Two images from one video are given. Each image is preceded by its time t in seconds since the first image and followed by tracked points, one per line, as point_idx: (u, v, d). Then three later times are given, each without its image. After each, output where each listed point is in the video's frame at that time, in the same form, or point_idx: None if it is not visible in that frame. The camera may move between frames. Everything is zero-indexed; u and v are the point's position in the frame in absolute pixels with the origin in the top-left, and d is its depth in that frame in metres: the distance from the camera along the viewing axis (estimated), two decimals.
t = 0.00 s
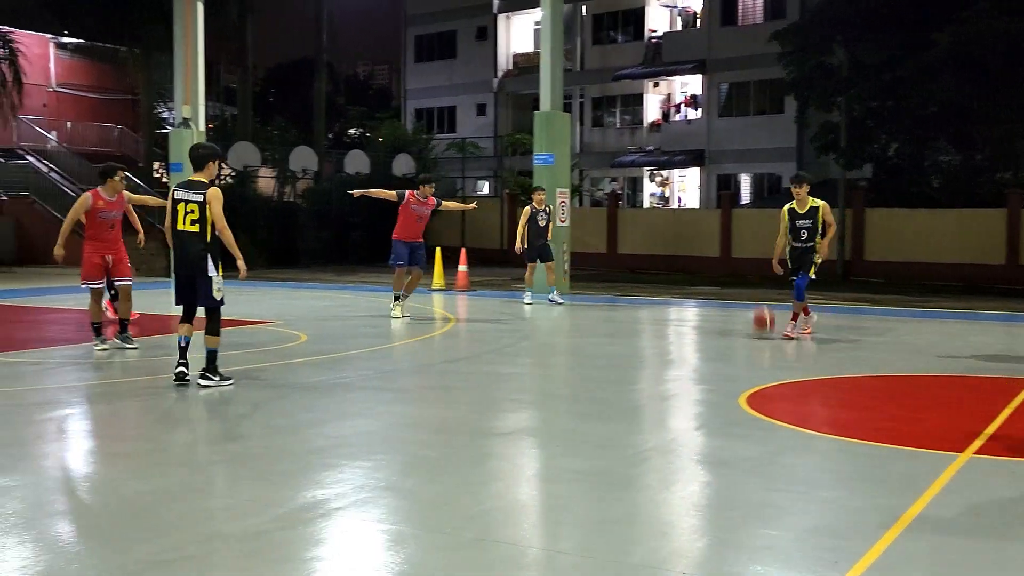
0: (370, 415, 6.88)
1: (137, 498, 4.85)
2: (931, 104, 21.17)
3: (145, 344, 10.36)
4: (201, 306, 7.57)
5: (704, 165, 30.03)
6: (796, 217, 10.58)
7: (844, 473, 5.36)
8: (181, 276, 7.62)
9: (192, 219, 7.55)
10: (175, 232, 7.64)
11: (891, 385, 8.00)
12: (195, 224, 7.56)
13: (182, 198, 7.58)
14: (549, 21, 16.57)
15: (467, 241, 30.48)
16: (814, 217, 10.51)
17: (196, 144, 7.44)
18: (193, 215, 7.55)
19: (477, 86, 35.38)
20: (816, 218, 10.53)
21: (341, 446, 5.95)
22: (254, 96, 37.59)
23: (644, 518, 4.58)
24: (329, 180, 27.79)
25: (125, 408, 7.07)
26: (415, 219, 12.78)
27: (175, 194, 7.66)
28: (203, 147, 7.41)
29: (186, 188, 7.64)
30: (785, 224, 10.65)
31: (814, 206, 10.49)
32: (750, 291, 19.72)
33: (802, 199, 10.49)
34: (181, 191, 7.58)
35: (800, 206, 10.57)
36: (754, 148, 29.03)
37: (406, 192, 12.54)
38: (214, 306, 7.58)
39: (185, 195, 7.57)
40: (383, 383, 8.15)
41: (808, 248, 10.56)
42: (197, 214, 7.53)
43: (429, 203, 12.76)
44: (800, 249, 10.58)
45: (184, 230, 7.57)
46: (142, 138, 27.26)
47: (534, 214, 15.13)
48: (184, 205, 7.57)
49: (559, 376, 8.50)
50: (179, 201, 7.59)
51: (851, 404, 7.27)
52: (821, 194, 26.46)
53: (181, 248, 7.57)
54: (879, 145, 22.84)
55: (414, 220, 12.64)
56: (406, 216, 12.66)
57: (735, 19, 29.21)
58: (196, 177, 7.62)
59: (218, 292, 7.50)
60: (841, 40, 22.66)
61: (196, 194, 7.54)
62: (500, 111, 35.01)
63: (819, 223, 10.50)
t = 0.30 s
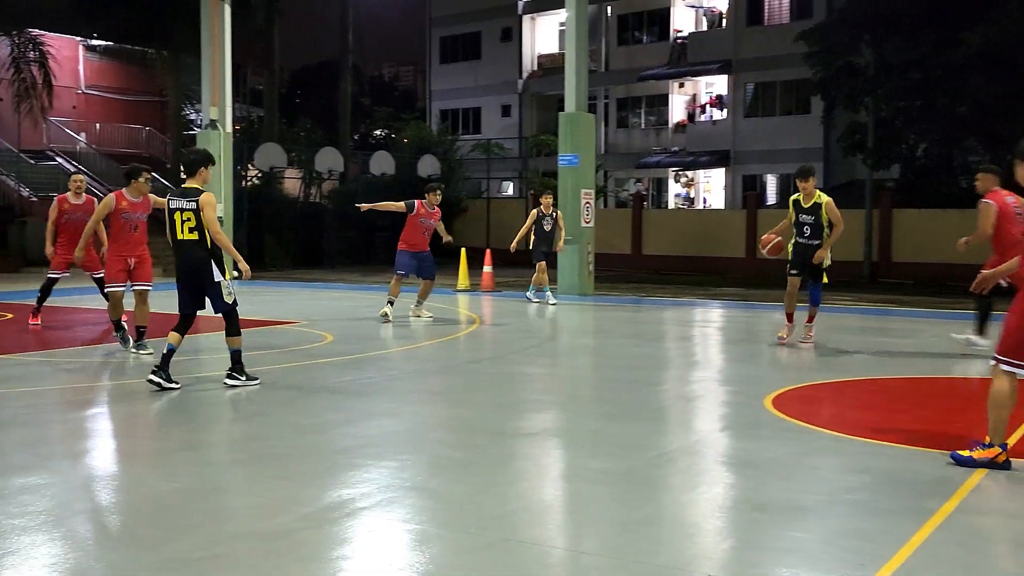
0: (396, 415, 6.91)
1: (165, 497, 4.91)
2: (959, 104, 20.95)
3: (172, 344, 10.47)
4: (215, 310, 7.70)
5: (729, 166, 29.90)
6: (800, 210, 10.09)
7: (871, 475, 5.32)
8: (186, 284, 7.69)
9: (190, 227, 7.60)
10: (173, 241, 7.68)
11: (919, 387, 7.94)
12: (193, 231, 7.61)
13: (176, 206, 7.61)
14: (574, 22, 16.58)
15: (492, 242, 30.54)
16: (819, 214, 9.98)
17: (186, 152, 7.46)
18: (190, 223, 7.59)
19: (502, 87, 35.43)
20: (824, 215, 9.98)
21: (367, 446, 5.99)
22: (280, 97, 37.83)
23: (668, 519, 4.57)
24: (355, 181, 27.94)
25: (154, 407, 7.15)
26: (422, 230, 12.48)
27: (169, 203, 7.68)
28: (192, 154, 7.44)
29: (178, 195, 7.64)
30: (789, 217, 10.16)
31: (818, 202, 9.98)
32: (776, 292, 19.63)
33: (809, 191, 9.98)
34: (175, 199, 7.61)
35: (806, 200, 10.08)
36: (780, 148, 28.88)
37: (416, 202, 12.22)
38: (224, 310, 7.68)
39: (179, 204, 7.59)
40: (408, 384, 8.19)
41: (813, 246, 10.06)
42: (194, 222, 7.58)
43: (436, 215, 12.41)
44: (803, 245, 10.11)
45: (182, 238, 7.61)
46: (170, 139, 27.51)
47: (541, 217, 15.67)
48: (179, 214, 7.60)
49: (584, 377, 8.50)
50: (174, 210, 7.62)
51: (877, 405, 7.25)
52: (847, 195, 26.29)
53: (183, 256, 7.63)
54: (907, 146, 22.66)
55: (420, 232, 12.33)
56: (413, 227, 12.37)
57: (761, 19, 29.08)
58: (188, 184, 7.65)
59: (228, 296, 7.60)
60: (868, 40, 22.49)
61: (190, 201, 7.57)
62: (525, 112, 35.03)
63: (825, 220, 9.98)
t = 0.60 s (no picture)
0: (413, 417, 6.93)
1: (183, 497, 4.94)
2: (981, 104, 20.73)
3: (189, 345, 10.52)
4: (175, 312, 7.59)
5: (748, 167, 29.74)
6: (813, 207, 9.84)
7: (892, 478, 5.28)
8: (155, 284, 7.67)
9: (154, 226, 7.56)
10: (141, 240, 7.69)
11: (940, 390, 7.88)
12: (156, 231, 7.55)
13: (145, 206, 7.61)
14: (591, 24, 16.58)
15: (510, 244, 30.54)
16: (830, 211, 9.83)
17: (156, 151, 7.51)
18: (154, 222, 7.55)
19: (520, 88, 35.43)
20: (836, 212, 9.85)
21: (384, 447, 6.01)
22: (299, 98, 37.97)
23: (686, 522, 4.56)
24: (373, 183, 28.00)
25: (171, 408, 7.20)
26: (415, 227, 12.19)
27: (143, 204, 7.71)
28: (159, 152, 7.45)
29: (151, 194, 7.63)
30: (799, 216, 9.85)
31: (831, 200, 9.84)
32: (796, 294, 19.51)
33: (822, 189, 9.74)
34: (145, 198, 7.62)
35: (818, 196, 9.84)
36: (799, 150, 28.70)
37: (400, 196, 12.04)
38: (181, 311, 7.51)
39: (147, 204, 7.60)
40: (426, 385, 8.20)
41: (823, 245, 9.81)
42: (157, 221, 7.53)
43: (424, 207, 12.04)
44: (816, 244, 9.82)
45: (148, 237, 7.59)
46: (190, 141, 27.65)
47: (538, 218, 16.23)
48: (145, 213, 7.59)
49: (601, 379, 8.49)
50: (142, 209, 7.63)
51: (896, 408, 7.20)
52: (868, 197, 26.13)
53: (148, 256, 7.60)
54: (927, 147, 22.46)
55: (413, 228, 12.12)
56: (405, 225, 12.16)
57: (780, 20, 28.94)
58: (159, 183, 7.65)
59: (191, 299, 7.48)
60: (888, 41, 22.37)
61: (153, 200, 7.54)
62: (543, 113, 35.01)
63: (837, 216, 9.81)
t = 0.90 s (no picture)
0: (411, 419, 6.93)
1: (183, 498, 4.95)
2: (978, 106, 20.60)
3: (186, 347, 10.50)
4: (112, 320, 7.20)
5: (745, 170, 29.76)
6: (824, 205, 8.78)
7: (890, 480, 5.30)
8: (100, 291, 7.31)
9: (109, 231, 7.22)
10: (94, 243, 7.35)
11: (937, 391, 7.90)
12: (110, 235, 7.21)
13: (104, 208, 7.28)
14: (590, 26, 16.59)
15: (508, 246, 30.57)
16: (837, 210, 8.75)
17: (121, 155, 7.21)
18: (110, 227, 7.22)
19: (518, 90, 35.46)
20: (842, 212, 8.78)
21: (382, 449, 6.01)
22: (297, 101, 37.99)
23: (684, 523, 4.58)
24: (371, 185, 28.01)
25: (171, 410, 7.20)
26: (397, 231, 11.97)
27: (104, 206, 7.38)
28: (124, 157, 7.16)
29: (108, 198, 7.32)
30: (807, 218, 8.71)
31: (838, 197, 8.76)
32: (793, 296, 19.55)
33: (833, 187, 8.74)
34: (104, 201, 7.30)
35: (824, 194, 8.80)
36: (797, 152, 28.72)
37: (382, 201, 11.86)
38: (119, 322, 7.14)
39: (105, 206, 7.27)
40: (424, 387, 8.20)
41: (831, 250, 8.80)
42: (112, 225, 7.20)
43: (406, 211, 11.88)
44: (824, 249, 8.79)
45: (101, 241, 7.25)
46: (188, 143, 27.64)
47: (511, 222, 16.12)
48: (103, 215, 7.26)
49: (598, 381, 8.50)
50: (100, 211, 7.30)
51: (893, 409, 7.22)
52: (865, 199, 26.18)
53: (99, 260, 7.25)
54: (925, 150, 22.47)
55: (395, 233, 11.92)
56: (388, 231, 11.96)
57: (779, 22, 28.97)
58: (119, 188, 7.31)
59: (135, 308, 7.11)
60: (886, 43, 22.41)
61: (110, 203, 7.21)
62: (541, 115, 35.05)
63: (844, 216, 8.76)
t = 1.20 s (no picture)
0: (392, 422, 6.90)
1: (162, 503, 4.90)
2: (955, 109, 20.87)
3: (164, 351, 10.39)
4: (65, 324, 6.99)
5: (726, 172, 29.87)
6: (813, 214, 7.95)
7: (869, 481, 5.32)
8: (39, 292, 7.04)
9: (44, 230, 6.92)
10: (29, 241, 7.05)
11: (917, 392, 7.94)
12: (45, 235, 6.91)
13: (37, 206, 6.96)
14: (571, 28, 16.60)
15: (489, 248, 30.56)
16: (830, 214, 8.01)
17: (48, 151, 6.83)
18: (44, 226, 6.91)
19: (499, 93, 35.48)
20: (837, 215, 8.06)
21: (362, 453, 5.98)
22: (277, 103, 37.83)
23: (666, 526, 4.57)
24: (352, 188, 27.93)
25: (148, 413, 7.13)
26: (365, 231, 11.35)
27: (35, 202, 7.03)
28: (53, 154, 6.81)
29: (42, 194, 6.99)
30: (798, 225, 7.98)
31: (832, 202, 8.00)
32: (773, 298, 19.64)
33: (821, 193, 7.86)
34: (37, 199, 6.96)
35: (814, 200, 7.98)
36: (777, 155, 28.84)
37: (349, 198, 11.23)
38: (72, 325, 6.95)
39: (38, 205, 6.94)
40: (405, 390, 8.17)
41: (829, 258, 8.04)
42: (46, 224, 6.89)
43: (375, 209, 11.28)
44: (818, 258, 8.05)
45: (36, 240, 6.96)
46: (166, 145, 27.45)
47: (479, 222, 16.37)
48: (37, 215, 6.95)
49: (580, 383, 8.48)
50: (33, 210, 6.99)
51: (872, 410, 7.27)
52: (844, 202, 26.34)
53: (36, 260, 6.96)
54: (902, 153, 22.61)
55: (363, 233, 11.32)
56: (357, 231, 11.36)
57: (758, 26, 29.10)
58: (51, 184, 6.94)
59: (78, 310, 6.87)
60: (864, 46, 22.57)
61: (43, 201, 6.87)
62: (522, 118, 35.08)
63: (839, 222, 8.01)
